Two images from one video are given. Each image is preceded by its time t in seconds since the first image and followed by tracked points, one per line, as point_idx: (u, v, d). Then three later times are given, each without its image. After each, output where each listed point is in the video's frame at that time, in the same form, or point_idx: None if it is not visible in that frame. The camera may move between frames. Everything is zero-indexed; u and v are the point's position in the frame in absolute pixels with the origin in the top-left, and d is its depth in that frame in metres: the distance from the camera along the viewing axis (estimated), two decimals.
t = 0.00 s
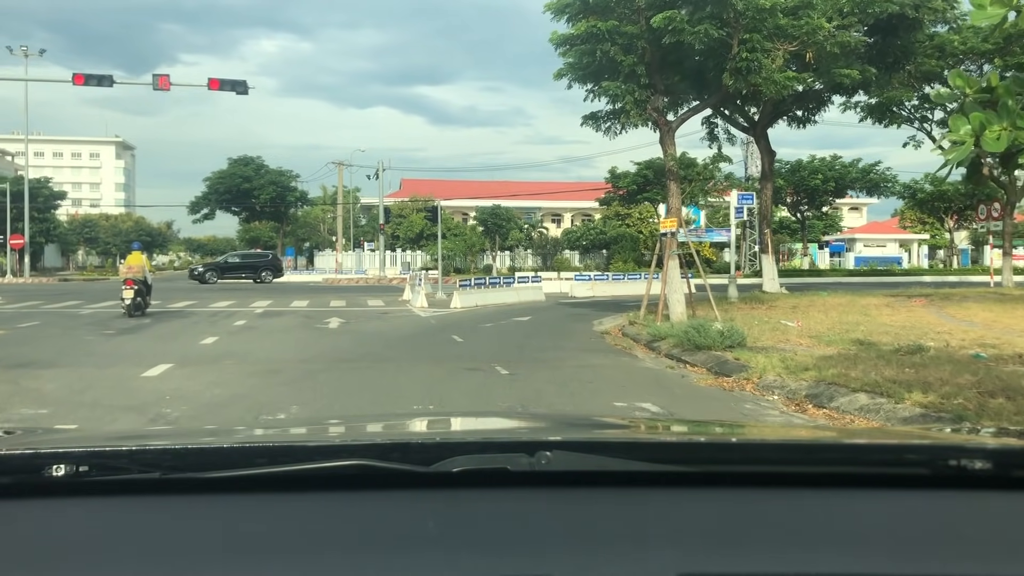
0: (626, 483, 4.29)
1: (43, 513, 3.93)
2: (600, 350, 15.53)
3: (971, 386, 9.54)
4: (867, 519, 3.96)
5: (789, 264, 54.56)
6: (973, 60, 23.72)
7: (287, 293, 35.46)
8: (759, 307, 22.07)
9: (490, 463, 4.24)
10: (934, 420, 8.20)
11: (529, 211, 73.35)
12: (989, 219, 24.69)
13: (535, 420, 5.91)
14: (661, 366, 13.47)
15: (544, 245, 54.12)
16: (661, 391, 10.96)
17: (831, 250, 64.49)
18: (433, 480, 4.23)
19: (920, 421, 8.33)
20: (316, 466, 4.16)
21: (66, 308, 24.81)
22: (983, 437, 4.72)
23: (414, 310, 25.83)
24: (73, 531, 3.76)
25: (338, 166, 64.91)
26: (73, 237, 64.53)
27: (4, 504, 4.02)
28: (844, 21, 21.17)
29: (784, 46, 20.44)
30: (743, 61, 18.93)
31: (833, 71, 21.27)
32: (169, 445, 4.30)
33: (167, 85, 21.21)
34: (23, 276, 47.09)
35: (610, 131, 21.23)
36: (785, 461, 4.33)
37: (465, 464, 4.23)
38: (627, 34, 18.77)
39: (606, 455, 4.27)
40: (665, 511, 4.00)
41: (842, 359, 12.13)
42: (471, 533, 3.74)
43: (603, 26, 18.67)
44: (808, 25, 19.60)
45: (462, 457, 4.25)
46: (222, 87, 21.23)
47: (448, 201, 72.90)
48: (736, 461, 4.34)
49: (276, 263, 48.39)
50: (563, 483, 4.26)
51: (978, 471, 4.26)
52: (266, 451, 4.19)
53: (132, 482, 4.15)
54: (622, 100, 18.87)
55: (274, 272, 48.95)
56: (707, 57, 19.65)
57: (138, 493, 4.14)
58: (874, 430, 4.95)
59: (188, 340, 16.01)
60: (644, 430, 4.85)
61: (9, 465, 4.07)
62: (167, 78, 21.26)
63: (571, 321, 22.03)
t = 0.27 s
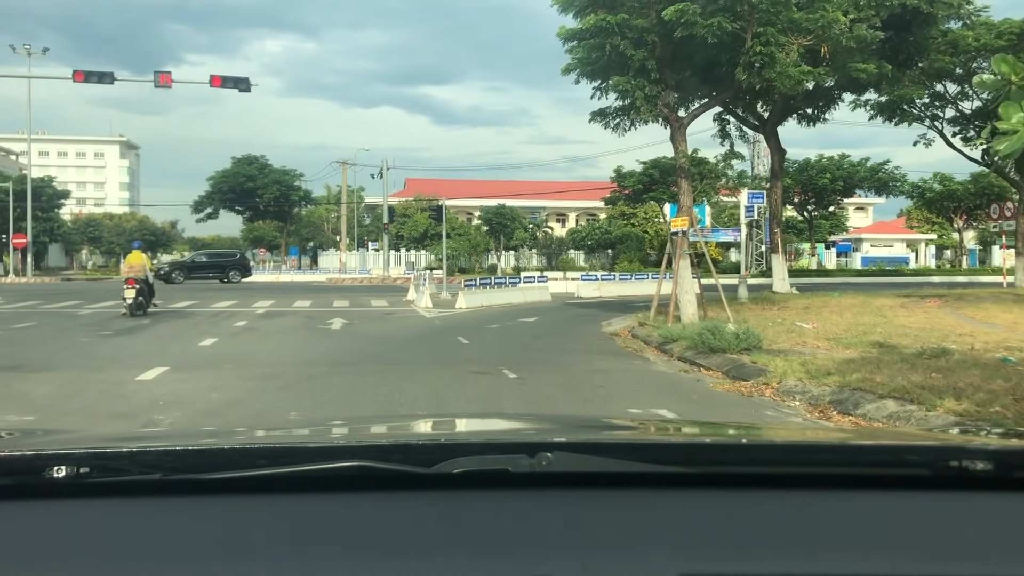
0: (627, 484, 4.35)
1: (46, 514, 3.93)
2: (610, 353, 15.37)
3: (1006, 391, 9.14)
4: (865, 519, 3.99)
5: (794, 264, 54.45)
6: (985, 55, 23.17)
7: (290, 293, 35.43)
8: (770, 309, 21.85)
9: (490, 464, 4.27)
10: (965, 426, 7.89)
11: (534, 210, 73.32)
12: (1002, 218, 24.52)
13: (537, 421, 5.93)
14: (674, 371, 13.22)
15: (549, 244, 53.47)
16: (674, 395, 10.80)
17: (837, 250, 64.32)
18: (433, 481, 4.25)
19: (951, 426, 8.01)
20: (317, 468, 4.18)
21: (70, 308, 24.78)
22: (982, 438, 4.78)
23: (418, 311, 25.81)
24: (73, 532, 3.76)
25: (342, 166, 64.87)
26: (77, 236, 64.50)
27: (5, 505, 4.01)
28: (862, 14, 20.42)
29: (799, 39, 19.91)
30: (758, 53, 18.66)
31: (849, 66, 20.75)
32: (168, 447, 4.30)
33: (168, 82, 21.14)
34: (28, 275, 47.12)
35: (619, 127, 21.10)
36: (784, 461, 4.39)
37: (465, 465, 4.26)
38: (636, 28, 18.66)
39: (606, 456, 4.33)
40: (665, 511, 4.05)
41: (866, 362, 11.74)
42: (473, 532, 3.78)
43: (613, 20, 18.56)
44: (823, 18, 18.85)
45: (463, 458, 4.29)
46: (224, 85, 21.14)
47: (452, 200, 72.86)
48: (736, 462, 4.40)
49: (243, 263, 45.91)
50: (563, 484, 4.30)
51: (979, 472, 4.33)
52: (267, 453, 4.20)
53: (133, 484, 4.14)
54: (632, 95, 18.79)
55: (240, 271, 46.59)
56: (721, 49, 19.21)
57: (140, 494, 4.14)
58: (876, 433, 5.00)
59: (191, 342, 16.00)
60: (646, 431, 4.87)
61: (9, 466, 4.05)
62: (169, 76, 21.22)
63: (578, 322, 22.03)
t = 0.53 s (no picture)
0: (628, 483, 4.30)
1: (45, 513, 3.88)
2: (621, 355, 15.20)
3: None
4: (870, 519, 3.96)
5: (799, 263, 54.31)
6: (999, 51, 22.33)
7: (293, 293, 35.33)
8: (783, 310, 21.65)
9: (491, 463, 4.21)
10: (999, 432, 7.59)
11: (538, 209, 73.24)
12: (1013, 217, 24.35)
13: (540, 419, 5.88)
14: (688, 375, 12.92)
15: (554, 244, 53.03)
16: (687, 398, 10.63)
17: (843, 250, 64.11)
18: (433, 480, 4.19)
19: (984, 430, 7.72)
20: (317, 466, 4.11)
21: (72, 308, 24.70)
22: (982, 436, 4.75)
23: (422, 311, 25.72)
24: (73, 531, 3.71)
25: (346, 165, 64.79)
26: (80, 236, 64.47)
27: (6, 505, 3.95)
28: (880, 7, 20.02)
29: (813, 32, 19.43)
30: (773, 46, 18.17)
31: (866, 61, 20.25)
32: (169, 445, 4.24)
33: (168, 79, 21.03)
34: (31, 273, 47.16)
35: (627, 124, 20.95)
36: (786, 460, 4.34)
37: (466, 464, 4.19)
38: (647, 20, 18.53)
39: (609, 455, 4.27)
40: (668, 511, 4.01)
41: (890, 366, 11.36)
42: (475, 531, 3.73)
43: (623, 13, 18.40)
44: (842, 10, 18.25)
45: (463, 456, 4.21)
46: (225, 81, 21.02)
47: (456, 199, 72.76)
48: (736, 461, 4.35)
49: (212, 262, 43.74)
50: (565, 483, 4.24)
51: (979, 471, 4.30)
52: (267, 452, 4.13)
53: (134, 483, 4.08)
54: (643, 89, 18.62)
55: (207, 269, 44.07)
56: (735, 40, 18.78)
57: (141, 494, 4.08)
58: (877, 430, 4.95)
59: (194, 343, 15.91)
60: (653, 430, 4.80)
61: (11, 465, 4.00)
62: (169, 72, 21.11)
63: (585, 322, 21.99)
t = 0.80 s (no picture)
0: (629, 486, 4.18)
1: (41, 514, 3.77)
2: (632, 357, 15.05)
3: None
4: (876, 522, 3.85)
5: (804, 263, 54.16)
6: (1010, 46, 22.17)
7: (296, 293, 35.25)
8: (795, 310, 21.46)
9: (491, 466, 4.10)
10: None
11: (542, 209, 73.15)
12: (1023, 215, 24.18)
13: (542, 421, 5.77)
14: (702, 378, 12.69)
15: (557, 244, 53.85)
16: (699, 402, 10.43)
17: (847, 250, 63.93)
18: (432, 482, 4.08)
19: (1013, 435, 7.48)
20: (316, 468, 4.00)
21: (75, 308, 24.63)
22: (982, 440, 4.65)
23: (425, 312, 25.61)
24: (68, 532, 3.61)
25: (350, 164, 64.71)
26: (83, 235, 64.47)
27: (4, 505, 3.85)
28: None
29: (828, 24, 19.07)
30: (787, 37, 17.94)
31: (883, 54, 20.10)
32: (170, 446, 4.14)
33: (168, 75, 20.93)
34: (33, 273, 47.17)
35: (636, 120, 20.80)
36: (789, 463, 4.24)
37: (465, 466, 4.08)
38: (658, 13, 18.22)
39: (609, 457, 4.16)
40: (671, 513, 3.90)
41: (915, 370, 11.05)
42: (474, 533, 3.62)
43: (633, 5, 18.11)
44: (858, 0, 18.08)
45: (463, 459, 4.11)
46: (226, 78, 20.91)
47: (460, 199, 72.67)
48: (737, 464, 4.24)
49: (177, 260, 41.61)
50: (566, 486, 4.13)
51: (980, 475, 4.20)
52: (267, 453, 4.02)
53: (133, 484, 3.98)
54: (653, 84, 18.34)
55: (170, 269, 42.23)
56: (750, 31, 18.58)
57: (140, 495, 3.97)
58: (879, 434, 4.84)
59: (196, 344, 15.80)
60: (664, 432, 4.69)
61: (10, 465, 3.91)
62: (169, 68, 21.02)
63: (590, 323, 21.90)
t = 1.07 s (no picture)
0: (632, 485, 4.07)
1: (39, 514, 3.66)
2: (640, 360, 14.90)
3: None
4: (882, 521, 3.75)
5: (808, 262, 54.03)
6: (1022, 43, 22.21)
7: (298, 292, 35.12)
8: (805, 310, 21.28)
9: (492, 464, 3.99)
10: None
11: (545, 208, 73.09)
12: None
13: (546, 420, 5.66)
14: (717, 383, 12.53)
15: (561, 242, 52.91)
16: (713, 407, 10.26)
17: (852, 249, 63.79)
18: (433, 482, 3.98)
19: None
20: (317, 467, 3.90)
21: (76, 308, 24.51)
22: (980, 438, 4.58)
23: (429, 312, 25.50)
24: (64, 531, 3.51)
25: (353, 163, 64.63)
26: (85, 235, 64.40)
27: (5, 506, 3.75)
28: None
29: (845, 16, 18.70)
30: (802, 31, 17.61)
31: (902, 47, 19.97)
32: (171, 446, 4.03)
33: (168, 72, 20.85)
34: (36, 272, 47.10)
35: (644, 115, 20.68)
36: (792, 462, 4.14)
37: (466, 465, 3.98)
38: (669, 5, 17.91)
39: (610, 456, 4.05)
40: (676, 512, 3.79)
41: (942, 375, 10.83)
42: (475, 531, 3.52)
43: None
44: None
45: (464, 457, 4.00)
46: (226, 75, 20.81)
47: (463, 198, 72.59)
48: (736, 463, 4.14)
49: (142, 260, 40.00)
50: (568, 485, 4.02)
51: (981, 473, 4.11)
52: (268, 452, 3.92)
53: (133, 484, 3.88)
54: (663, 78, 18.09)
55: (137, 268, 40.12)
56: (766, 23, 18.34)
57: (140, 495, 3.87)
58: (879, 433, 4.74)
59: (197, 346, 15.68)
60: (673, 431, 4.58)
61: (11, 465, 3.81)
62: (168, 65, 20.92)
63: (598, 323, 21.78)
